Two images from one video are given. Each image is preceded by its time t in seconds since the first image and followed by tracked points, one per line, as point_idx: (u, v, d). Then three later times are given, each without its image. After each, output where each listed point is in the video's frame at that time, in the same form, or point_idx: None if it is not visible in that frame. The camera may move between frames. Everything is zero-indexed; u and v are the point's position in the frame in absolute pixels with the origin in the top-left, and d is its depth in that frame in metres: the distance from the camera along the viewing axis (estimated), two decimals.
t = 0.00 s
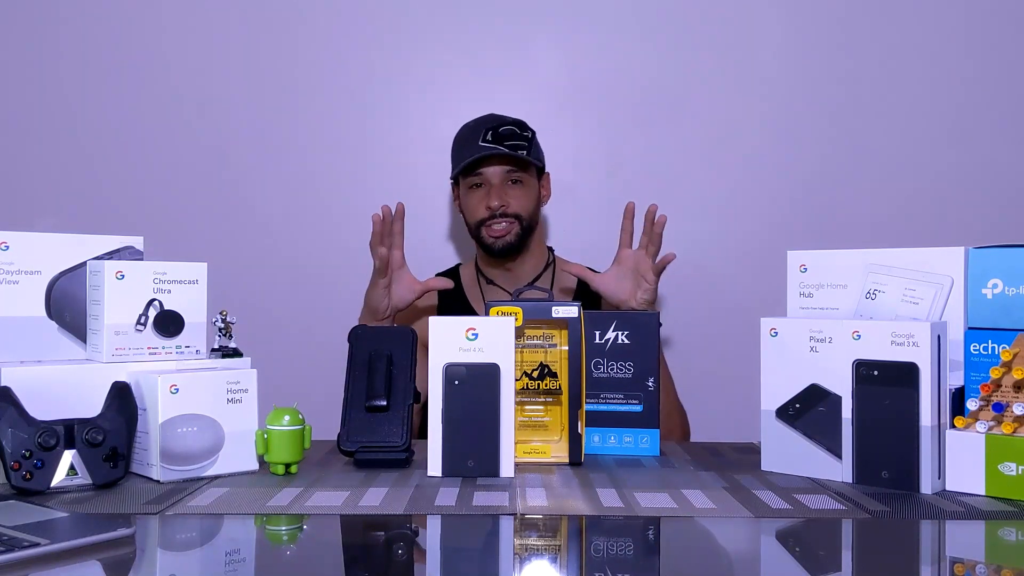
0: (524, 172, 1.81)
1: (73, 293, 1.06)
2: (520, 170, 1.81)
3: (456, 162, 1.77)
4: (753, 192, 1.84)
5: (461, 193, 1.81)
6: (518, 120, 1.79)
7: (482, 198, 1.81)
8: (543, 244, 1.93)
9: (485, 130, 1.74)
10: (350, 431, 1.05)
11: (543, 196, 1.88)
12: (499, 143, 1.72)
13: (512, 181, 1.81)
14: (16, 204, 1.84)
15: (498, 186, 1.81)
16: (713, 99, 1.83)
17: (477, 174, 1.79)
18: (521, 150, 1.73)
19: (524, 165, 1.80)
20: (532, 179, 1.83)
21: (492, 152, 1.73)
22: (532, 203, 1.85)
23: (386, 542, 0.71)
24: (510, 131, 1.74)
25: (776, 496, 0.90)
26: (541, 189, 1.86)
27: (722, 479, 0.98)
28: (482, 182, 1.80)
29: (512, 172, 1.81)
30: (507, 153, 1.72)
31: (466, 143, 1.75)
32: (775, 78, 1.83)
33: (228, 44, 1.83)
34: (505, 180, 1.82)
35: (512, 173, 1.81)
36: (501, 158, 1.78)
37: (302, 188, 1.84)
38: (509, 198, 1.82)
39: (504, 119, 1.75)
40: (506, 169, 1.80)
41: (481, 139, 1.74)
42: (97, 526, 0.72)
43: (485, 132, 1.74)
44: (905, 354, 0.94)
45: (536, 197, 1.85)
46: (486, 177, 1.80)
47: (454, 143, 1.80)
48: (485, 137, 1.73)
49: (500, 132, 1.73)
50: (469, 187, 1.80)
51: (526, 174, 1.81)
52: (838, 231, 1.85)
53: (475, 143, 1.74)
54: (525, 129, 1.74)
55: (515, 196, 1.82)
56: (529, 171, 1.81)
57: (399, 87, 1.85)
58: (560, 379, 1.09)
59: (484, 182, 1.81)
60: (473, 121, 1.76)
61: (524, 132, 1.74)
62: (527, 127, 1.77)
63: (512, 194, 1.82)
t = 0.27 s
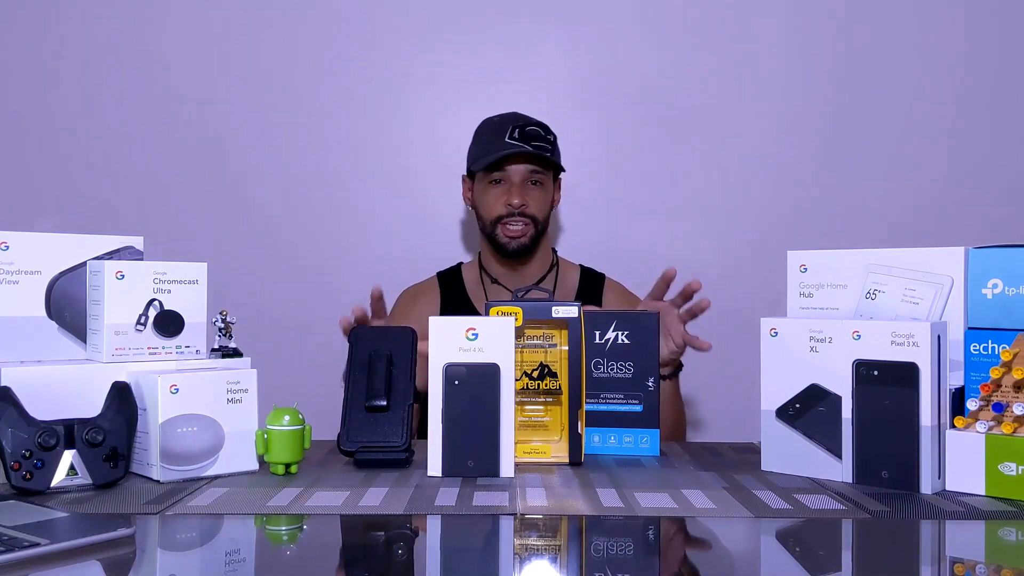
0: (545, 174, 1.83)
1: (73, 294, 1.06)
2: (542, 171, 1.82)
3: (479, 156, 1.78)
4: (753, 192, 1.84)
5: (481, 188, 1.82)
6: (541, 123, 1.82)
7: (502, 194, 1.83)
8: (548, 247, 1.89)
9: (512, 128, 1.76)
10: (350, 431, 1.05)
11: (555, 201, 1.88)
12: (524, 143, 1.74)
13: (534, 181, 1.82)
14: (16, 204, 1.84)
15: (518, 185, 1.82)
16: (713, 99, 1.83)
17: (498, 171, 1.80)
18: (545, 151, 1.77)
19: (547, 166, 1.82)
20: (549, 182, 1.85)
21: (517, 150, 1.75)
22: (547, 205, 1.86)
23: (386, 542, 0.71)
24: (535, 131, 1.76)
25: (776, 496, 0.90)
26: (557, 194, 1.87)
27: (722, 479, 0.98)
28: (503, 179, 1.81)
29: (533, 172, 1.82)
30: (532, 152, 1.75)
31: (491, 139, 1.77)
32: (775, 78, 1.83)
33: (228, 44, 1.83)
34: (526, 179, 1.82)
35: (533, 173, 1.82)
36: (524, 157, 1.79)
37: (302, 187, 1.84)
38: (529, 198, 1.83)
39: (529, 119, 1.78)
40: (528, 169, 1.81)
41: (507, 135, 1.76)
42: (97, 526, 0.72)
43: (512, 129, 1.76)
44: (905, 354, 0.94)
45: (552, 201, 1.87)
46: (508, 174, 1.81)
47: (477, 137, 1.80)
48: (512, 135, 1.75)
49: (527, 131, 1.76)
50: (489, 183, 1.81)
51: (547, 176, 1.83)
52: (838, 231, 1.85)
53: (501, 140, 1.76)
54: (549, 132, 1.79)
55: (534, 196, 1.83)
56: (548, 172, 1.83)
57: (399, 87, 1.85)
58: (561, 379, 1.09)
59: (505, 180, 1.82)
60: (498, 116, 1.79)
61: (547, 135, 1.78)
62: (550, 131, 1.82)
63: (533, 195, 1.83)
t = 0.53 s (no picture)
0: (559, 174, 1.80)
1: (73, 294, 1.06)
2: (556, 172, 1.79)
3: (495, 153, 1.74)
4: (753, 192, 1.84)
5: (493, 185, 1.79)
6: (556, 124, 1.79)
7: (514, 193, 1.80)
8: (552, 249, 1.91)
9: (530, 127, 1.72)
10: (350, 431, 1.05)
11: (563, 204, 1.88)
12: (541, 143, 1.70)
13: (547, 182, 1.79)
14: (16, 204, 1.84)
15: (531, 184, 1.78)
16: (713, 99, 1.83)
17: (512, 169, 1.77)
18: (561, 152, 1.73)
19: (561, 167, 1.79)
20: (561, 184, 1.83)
21: (533, 150, 1.71)
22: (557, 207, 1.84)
23: (386, 542, 0.71)
24: (552, 132, 1.72)
25: (776, 496, 0.90)
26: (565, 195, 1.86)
27: (722, 479, 0.98)
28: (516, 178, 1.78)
29: (548, 173, 1.78)
30: (548, 153, 1.71)
31: (507, 138, 1.72)
32: (775, 78, 1.83)
33: (228, 44, 1.83)
34: (539, 180, 1.78)
35: (547, 174, 1.79)
36: (539, 157, 1.75)
37: (302, 188, 1.84)
38: (541, 199, 1.80)
39: (546, 119, 1.74)
40: (543, 169, 1.78)
41: (524, 134, 1.71)
42: (98, 526, 0.72)
43: (529, 129, 1.72)
44: (905, 354, 0.94)
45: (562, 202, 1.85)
46: (521, 173, 1.78)
47: (491, 134, 1.76)
48: (528, 134, 1.71)
49: (544, 131, 1.72)
50: (501, 180, 1.78)
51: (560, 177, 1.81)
52: (838, 231, 1.85)
53: (517, 139, 1.71)
54: (565, 134, 1.75)
55: (546, 197, 1.80)
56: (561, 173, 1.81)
57: (399, 87, 1.85)
58: (561, 379, 1.09)
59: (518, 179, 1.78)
60: (514, 115, 1.75)
61: (563, 137, 1.75)
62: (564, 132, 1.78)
63: (545, 195, 1.80)
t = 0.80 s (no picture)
0: (562, 174, 1.82)
1: (73, 294, 1.06)
2: (559, 172, 1.81)
3: (500, 151, 1.75)
4: (753, 192, 1.84)
5: (496, 183, 1.81)
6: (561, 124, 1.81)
7: (518, 191, 1.81)
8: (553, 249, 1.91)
9: (535, 125, 1.73)
10: (350, 431, 1.05)
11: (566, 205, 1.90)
12: (546, 141, 1.71)
13: (550, 181, 1.81)
14: (16, 204, 1.84)
15: (535, 183, 1.80)
16: (713, 99, 1.83)
17: (517, 167, 1.79)
18: (565, 152, 1.74)
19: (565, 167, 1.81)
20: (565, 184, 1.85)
21: (538, 148, 1.72)
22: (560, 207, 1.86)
23: (386, 542, 0.71)
24: (557, 132, 1.74)
25: (776, 496, 0.90)
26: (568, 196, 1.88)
27: (722, 479, 0.98)
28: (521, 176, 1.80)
29: (552, 173, 1.80)
30: (553, 152, 1.72)
31: (512, 136, 1.74)
32: (775, 78, 1.83)
33: (228, 44, 1.83)
34: (542, 179, 1.80)
35: (551, 174, 1.80)
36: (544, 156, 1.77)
37: (302, 188, 1.84)
38: (545, 198, 1.82)
39: (551, 118, 1.75)
40: (547, 168, 1.79)
41: (529, 132, 1.73)
42: (98, 526, 0.72)
43: (534, 128, 1.73)
44: (905, 354, 0.94)
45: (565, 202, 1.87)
46: (525, 172, 1.80)
47: (496, 132, 1.78)
48: (534, 132, 1.72)
49: (549, 130, 1.72)
50: (505, 178, 1.80)
51: (564, 177, 1.82)
52: (837, 231, 1.85)
53: (522, 137, 1.72)
54: (569, 134, 1.76)
55: (550, 197, 1.82)
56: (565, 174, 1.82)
57: (399, 87, 1.85)
58: (561, 379, 1.09)
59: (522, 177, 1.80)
60: (520, 113, 1.76)
61: (569, 137, 1.76)
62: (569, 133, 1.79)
63: (548, 195, 1.82)
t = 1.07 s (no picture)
0: (567, 177, 1.79)
1: (73, 294, 1.06)
2: (564, 175, 1.78)
3: (504, 152, 1.73)
4: (753, 192, 1.84)
5: (500, 183, 1.79)
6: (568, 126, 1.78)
7: (521, 193, 1.80)
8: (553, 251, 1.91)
9: (541, 127, 1.70)
10: (350, 431, 1.05)
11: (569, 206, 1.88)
12: (551, 144, 1.69)
13: (554, 184, 1.78)
14: (16, 204, 1.84)
15: (539, 186, 1.78)
16: (713, 99, 1.83)
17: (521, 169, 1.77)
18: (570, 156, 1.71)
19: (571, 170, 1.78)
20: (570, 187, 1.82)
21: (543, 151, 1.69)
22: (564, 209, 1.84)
23: (386, 542, 0.71)
24: (562, 134, 1.70)
25: (776, 496, 0.90)
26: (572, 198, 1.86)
27: (722, 479, 0.98)
28: (524, 178, 1.78)
29: (557, 176, 1.78)
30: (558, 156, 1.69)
31: (516, 137, 1.71)
32: (775, 78, 1.83)
33: (228, 44, 1.83)
34: (547, 182, 1.78)
35: (556, 177, 1.78)
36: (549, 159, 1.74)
37: (302, 188, 1.84)
38: (548, 200, 1.79)
39: (559, 120, 1.72)
40: (552, 171, 1.77)
41: (534, 134, 1.70)
42: (98, 526, 0.72)
43: (540, 130, 1.70)
44: (905, 354, 0.94)
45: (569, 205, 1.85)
46: (529, 173, 1.77)
47: (501, 132, 1.75)
48: (539, 134, 1.70)
49: (554, 133, 1.69)
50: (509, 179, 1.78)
51: (569, 180, 1.80)
52: (837, 231, 1.85)
53: (527, 139, 1.70)
54: (575, 138, 1.73)
55: (553, 199, 1.80)
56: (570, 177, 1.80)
57: (399, 87, 1.85)
58: (560, 379, 1.09)
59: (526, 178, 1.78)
60: (527, 113, 1.73)
61: (575, 141, 1.73)
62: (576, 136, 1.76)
63: (552, 198, 1.80)
